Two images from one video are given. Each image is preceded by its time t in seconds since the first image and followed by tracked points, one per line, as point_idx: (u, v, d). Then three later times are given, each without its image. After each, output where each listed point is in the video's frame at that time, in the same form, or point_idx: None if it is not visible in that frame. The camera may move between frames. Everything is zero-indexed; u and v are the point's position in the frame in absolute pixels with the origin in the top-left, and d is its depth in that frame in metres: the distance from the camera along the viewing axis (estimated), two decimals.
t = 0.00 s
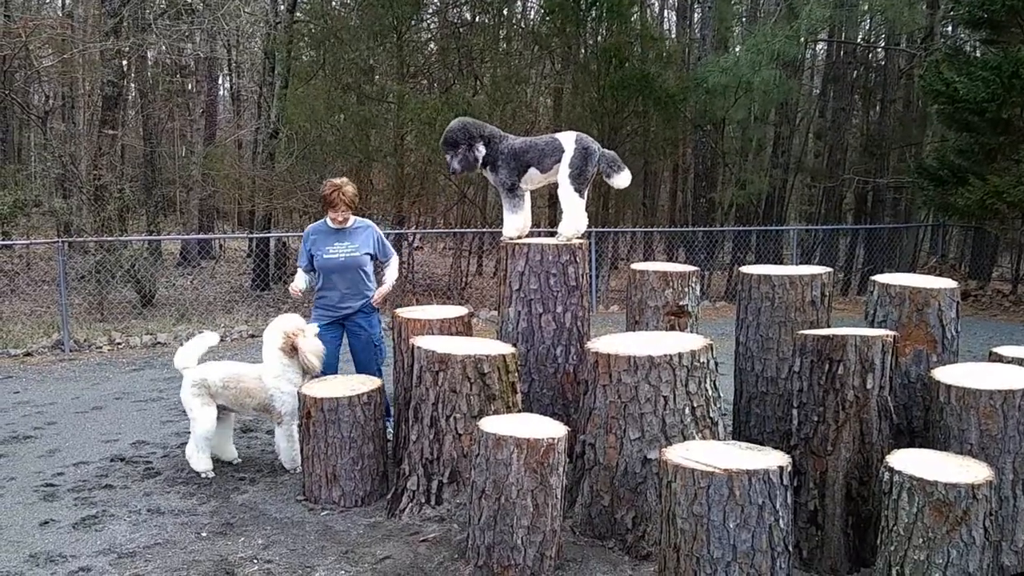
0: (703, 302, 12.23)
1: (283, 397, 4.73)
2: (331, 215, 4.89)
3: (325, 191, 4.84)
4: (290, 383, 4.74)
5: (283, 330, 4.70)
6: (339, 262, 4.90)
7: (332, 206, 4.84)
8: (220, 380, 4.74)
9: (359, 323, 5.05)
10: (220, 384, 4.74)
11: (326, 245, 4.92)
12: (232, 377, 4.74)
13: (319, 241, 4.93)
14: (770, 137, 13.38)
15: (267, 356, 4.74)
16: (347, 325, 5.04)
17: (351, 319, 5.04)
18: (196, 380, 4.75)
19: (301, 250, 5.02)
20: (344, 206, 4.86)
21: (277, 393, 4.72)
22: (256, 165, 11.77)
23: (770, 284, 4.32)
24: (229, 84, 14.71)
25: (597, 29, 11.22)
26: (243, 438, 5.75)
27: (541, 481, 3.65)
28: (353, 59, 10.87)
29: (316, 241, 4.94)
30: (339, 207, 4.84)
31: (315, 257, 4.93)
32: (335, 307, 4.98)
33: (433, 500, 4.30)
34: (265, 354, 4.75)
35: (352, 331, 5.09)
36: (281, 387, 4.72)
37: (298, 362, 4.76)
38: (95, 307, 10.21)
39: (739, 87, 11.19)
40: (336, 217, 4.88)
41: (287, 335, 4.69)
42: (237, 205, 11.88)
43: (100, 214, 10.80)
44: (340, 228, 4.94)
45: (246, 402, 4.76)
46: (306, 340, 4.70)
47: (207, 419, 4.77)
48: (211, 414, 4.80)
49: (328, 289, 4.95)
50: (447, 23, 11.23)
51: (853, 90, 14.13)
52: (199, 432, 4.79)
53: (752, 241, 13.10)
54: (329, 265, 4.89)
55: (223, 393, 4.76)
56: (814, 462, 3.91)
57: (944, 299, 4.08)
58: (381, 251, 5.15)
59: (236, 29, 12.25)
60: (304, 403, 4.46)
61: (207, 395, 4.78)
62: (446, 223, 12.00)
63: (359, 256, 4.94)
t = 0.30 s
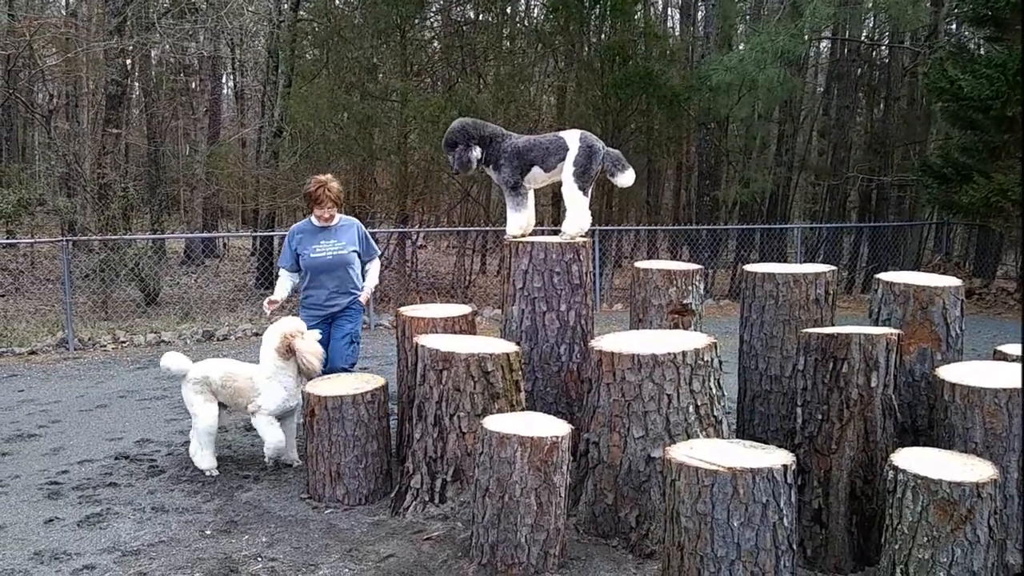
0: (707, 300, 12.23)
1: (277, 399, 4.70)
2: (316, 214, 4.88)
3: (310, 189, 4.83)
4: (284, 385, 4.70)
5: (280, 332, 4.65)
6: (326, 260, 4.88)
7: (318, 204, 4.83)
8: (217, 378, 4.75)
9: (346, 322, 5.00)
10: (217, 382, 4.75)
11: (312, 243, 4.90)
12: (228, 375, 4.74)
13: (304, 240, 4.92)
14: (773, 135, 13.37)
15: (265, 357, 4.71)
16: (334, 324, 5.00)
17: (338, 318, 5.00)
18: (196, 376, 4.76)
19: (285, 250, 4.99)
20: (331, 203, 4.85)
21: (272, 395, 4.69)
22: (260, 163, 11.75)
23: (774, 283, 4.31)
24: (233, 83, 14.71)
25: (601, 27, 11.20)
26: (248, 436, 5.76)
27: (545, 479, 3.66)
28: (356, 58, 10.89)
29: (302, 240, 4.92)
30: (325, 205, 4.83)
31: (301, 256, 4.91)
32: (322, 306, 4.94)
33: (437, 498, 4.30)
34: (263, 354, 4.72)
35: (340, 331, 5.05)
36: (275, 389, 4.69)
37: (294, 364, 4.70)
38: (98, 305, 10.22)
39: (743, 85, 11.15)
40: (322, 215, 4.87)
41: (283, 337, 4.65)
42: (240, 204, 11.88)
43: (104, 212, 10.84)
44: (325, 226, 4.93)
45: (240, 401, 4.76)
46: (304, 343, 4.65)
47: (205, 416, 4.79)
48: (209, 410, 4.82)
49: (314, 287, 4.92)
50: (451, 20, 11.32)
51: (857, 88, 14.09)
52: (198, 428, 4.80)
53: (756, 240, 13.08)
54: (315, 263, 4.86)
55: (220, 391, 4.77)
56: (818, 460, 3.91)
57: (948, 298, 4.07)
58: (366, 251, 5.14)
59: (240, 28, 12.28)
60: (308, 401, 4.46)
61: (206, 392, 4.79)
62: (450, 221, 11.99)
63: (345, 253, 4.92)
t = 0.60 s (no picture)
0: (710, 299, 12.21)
1: (249, 404, 4.64)
2: (311, 215, 4.81)
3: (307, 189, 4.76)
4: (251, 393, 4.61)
5: (249, 338, 4.54)
6: (320, 262, 4.81)
7: (314, 205, 4.76)
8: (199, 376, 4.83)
9: (336, 326, 4.92)
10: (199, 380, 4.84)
11: (305, 245, 4.82)
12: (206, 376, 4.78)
13: (298, 241, 4.83)
14: (776, 134, 13.34)
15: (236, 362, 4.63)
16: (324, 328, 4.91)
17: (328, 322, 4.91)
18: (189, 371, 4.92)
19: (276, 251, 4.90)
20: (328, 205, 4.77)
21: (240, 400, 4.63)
22: (262, 162, 11.73)
23: (777, 281, 4.30)
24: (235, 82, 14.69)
25: (603, 26, 11.19)
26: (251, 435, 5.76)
27: (547, 478, 3.65)
28: (359, 56, 10.89)
29: (295, 241, 4.84)
30: (321, 206, 4.76)
31: (294, 257, 4.83)
32: (313, 309, 4.86)
33: (439, 497, 4.30)
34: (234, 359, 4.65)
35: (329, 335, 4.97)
36: (243, 396, 4.61)
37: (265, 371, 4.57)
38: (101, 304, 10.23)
39: (746, 84, 11.12)
40: (318, 217, 4.79)
41: (251, 344, 4.54)
42: (243, 202, 11.88)
43: (107, 211, 10.88)
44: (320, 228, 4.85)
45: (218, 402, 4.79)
46: (271, 350, 4.49)
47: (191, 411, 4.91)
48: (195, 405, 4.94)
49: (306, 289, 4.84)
50: (453, 20, 11.26)
51: (860, 87, 14.06)
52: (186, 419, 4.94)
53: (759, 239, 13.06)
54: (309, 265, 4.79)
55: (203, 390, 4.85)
56: (821, 459, 3.90)
57: (951, 296, 4.06)
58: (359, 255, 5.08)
59: (242, 27, 12.27)
60: (310, 400, 4.46)
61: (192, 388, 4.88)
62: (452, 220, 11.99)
63: (339, 256, 4.85)
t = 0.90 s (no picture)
0: (711, 299, 12.21)
1: (220, 418, 4.54)
2: (309, 214, 4.60)
3: (306, 187, 4.54)
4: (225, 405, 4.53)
5: (223, 351, 4.44)
6: (315, 265, 4.61)
7: (313, 204, 4.55)
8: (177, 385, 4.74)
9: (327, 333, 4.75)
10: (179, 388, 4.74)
11: (300, 246, 4.62)
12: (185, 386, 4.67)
13: (292, 241, 4.62)
14: (777, 133, 13.32)
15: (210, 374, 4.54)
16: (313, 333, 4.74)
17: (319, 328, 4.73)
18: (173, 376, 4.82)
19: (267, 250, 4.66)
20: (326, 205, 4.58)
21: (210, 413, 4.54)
22: (264, 161, 11.72)
23: (778, 281, 4.30)
24: (236, 81, 14.68)
25: (605, 25, 11.20)
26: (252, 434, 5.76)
27: (549, 477, 3.66)
28: (359, 56, 10.87)
29: (289, 241, 4.62)
30: (320, 207, 4.55)
31: (287, 258, 4.61)
32: (304, 314, 4.67)
33: (440, 497, 4.30)
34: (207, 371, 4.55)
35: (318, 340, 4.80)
36: (213, 408, 4.52)
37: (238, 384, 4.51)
38: (103, 303, 10.23)
39: (747, 84, 11.11)
40: (315, 217, 4.59)
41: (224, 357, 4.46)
42: (244, 202, 11.87)
43: (109, 210, 10.88)
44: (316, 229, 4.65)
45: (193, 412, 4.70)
46: (247, 363, 4.44)
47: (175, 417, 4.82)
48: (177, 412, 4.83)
49: (297, 293, 4.64)
50: (456, 19, 11.29)
51: (862, 87, 14.05)
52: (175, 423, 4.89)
53: (760, 238, 13.05)
54: (304, 269, 4.58)
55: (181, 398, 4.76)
56: (822, 459, 3.90)
57: (953, 296, 4.06)
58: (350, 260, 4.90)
59: (243, 26, 12.27)
60: (311, 399, 4.46)
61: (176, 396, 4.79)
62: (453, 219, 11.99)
63: (335, 260, 4.67)
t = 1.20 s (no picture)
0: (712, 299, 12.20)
1: (183, 431, 4.23)
2: (301, 216, 4.47)
3: (300, 189, 4.41)
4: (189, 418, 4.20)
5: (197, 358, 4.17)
6: (312, 269, 4.51)
7: (308, 206, 4.44)
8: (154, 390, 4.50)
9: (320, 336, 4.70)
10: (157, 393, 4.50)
11: (294, 249, 4.47)
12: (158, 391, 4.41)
13: (286, 244, 4.46)
14: (779, 134, 13.31)
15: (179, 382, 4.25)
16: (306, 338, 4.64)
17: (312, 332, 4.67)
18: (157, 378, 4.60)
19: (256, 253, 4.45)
20: (321, 207, 4.46)
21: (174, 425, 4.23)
22: (265, 161, 11.70)
23: (779, 282, 4.30)
24: (236, 80, 14.68)
25: (606, 26, 11.21)
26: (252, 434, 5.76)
27: (549, 478, 3.66)
28: (360, 56, 10.86)
29: (281, 243, 4.45)
30: (316, 208, 4.44)
31: (282, 263, 4.45)
32: (299, 319, 4.57)
33: (441, 497, 4.30)
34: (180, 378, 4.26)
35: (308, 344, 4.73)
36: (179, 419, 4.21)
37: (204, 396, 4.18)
38: (103, 303, 10.24)
39: (748, 84, 11.10)
40: (309, 218, 4.47)
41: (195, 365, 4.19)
42: (245, 202, 11.87)
43: (110, 210, 10.88)
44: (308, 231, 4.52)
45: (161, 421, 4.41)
46: (218, 373, 4.14)
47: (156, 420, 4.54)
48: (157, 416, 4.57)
49: (293, 298, 4.51)
50: (456, 19, 11.23)
51: (863, 87, 14.04)
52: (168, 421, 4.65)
53: (761, 239, 13.04)
54: (300, 273, 4.46)
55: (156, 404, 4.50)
56: (823, 460, 3.90)
57: (955, 297, 4.06)
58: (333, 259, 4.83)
59: (244, 26, 12.27)
60: (312, 399, 4.45)
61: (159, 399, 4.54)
62: (454, 219, 11.99)
63: (329, 263, 4.59)
